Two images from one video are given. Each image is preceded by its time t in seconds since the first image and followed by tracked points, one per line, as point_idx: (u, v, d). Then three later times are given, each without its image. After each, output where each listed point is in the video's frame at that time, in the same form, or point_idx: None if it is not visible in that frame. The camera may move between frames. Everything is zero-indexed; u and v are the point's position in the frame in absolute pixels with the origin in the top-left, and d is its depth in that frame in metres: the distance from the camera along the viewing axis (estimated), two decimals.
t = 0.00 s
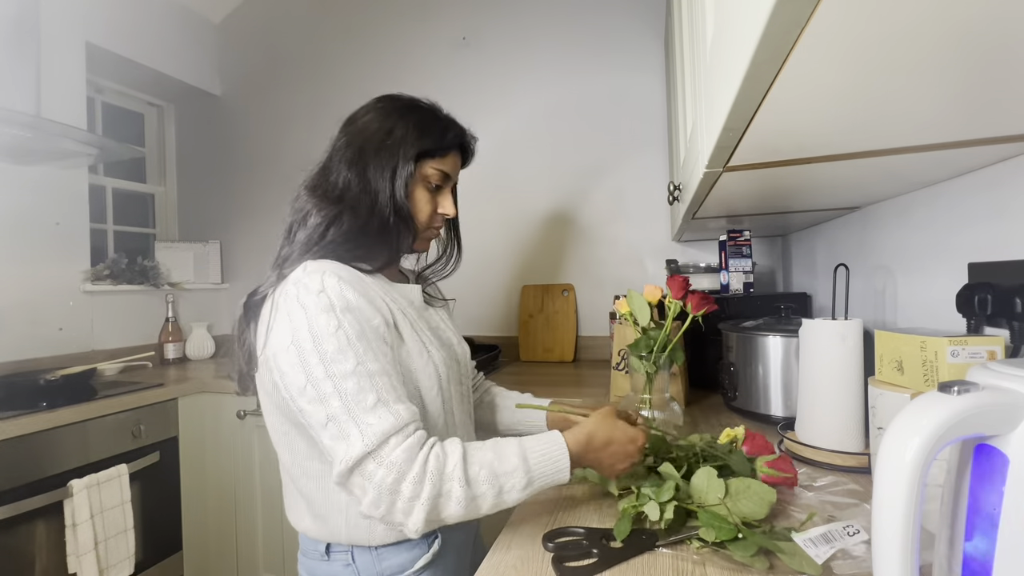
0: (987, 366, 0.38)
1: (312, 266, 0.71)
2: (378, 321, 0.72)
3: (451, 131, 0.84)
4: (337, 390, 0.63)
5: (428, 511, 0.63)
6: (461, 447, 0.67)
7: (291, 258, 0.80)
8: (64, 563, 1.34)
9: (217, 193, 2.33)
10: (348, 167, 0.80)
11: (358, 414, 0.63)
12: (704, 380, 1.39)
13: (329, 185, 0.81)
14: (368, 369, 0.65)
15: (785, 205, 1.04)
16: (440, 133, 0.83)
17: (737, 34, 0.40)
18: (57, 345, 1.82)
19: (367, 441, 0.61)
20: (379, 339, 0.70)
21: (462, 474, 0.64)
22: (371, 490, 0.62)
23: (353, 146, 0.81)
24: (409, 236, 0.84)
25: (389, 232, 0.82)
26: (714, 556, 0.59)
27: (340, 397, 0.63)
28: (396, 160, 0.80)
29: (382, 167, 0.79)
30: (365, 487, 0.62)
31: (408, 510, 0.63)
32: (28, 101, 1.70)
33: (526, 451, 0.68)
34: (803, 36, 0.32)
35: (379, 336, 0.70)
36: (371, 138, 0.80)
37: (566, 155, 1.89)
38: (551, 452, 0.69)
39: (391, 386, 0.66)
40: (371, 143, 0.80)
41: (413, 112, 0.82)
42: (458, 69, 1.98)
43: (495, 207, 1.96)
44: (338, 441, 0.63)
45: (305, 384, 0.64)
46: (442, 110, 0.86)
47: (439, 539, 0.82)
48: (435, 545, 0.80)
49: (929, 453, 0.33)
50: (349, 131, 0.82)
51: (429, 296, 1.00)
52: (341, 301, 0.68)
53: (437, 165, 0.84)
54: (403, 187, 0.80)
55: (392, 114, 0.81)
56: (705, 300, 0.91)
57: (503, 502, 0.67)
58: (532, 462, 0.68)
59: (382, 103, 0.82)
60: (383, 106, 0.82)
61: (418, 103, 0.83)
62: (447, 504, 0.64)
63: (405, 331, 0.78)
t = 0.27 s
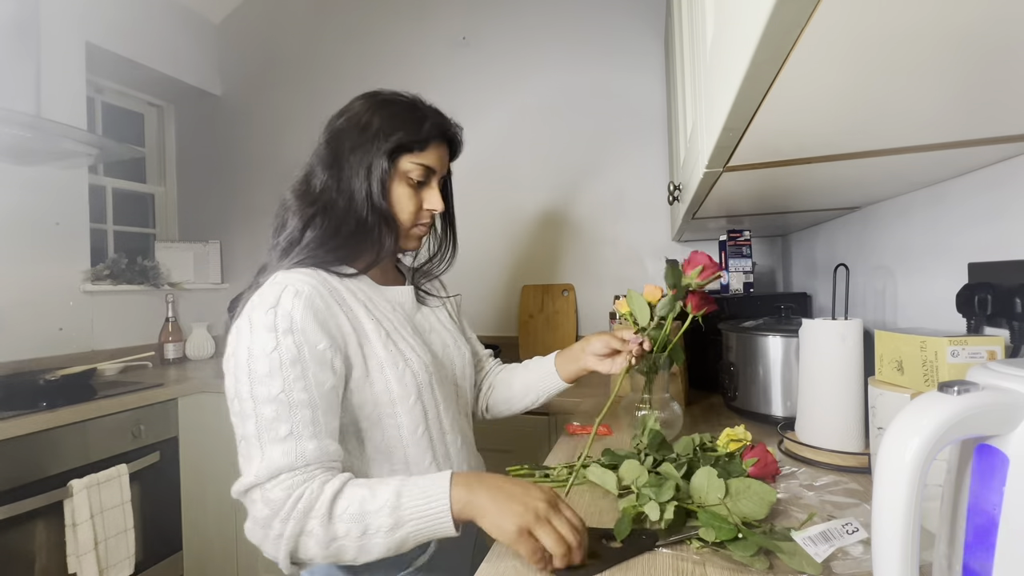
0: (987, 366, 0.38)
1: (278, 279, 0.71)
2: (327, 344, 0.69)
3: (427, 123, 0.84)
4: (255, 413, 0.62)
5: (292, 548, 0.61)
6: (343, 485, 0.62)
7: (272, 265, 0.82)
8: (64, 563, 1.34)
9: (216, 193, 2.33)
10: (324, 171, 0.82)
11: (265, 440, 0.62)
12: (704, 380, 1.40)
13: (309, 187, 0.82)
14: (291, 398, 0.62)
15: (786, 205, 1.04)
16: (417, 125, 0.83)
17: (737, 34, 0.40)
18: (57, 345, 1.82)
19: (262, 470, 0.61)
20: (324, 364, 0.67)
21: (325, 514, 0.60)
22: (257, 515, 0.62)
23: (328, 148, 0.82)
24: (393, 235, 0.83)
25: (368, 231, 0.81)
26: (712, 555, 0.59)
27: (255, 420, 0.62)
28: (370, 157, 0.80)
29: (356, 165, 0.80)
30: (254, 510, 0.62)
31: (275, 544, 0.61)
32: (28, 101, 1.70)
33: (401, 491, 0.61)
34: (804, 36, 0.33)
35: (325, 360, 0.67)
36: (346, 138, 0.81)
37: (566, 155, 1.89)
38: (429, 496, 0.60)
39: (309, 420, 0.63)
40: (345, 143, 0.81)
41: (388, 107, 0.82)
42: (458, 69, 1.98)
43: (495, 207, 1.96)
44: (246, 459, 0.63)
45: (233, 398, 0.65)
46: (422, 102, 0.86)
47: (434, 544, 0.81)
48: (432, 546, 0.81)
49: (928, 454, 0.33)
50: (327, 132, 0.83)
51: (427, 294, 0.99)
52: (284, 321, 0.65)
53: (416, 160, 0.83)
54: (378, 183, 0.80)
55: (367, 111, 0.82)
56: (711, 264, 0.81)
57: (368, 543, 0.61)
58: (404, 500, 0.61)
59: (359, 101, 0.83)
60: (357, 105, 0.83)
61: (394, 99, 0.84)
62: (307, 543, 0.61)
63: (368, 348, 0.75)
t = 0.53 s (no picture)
0: (987, 367, 0.38)
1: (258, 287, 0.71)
2: (306, 355, 0.68)
3: (395, 114, 0.83)
4: (234, 427, 0.65)
5: (289, 549, 0.66)
6: (329, 485, 0.65)
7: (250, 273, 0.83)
8: (64, 563, 1.34)
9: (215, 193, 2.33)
10: (297, 178, 0.83)
11: (246, 454, 0.64)
12: (704, 380, 1.39)
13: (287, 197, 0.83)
14: (268, 414, 0.64)
15: (786, 205, 1.04)
16: (384, 119, 0.82)
17: (738, 34, 0.40)
18: (57, 345, 1.82)
19: (242, 484, 0.64)
20: (302, 377, 0.67)
21: (317, 518, 0.64)
22: (242, 524, 0.66)
23: (300, 155, 0.82)
24: (374, 234, 0.84)
25: (341, 236, 0.82)
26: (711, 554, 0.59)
27: (235, 433, 0.65)
28: (340, 160, 0.80)
29: (326, 169, 0.80)
30: (239, 520, 0.66)
31: (268, 549, 0.66)
32: (28, 101, 1.70)
33: (386, 484, 0.65)
34: (804, 36, 0.32)
35: (303, 373, 0.67)
36: (316, 143, 0.81)
37: (566, 155, 1.89)
38: (413, 479, 0.66)
39: (288, 432, 0.65)
40: (315, 147, 0.81)
41: (355, 104, 0.82)
42: (458, 69, 1.98)
43: (495, 207, 1.96)
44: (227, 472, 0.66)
45: (212, 411, 0.67)
46: (393, 93, 0.86)
47: (431, 540, 0.81)
48: (428, 547, 0.81)
49: (928, 454, 0.33)
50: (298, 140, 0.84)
51: (422, 290, 0.99)
52: (261, 335, 0.66)
53: (390, 159, 0.83)
54: (347, 185, 0.80)
55: (334, 111, 0.81)
56: (656, 242, 0.85)
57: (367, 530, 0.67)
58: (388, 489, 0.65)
59: (325, 102, 0.83)
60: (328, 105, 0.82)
61: (360, 94, 0.83)
62: (306, 541, 0.66)
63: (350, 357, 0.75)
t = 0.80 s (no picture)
0: (987, 367, 0.38)
1: (267, 284, 0.70)
2: (320, 353, 0.69)
3: (406, 107, 0.85)
4: (249, 426, 0.63)
5: (309, 553, 0.65)
6: (354, 490, 0.67)
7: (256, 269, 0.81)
8: (64, 563, 1.34)
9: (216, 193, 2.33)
10: (305, 171, 0.81)
11: (263, 454, 0.63)
12: (704, 380, 1.40)
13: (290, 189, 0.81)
14: (285, 411, 0.64)
15: (786, 205, 1.04)
16: (396, 111, 0.84)
17: (737, 34, 0.40)
18: (57, 345, 1.82)
19: (260, 485, 0.63)
20: (316, 374, 0.67)
21: (344, 521, 0.64)
22: (258, 528, 0.64)
23: (308, 148, 0.81)
24: (386, 222, 0.84)
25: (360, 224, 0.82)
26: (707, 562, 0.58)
27: (249, 433, 0.63)
28: (358, 149, 0.80)
29: (342, 159, 0.80)
30: (254, 523, 0.65)
31: (287, 553, 0.65)
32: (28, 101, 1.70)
33: (411, 488, 0.68)
34: (804, 36, 0.33)
35: (318, 369, 0.68)
36: (325, 135, 0.80)
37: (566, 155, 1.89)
38: (440, 486, 0.68)
39: (305, 431, 0.65)
40: (328, 138, 0.80)
41: (364, 98, 0.83)
42: (458, 69, 1.98)
43: (495, 207, 1.96)
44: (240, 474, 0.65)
45: (225, 410, 0.65)
46: (391, 91, 0.87)
47: (434, 541, 0.82)
48: (433, 548, 0.81)
49: (929, 454, 0.33)
50: (303, 132, 0.83)
51: (422, 291, 0.99)
52: (277, 331, 0.65)
53: (404, 146, 0.84)
54: (367, 174, 0.81)
55: (343, 105, 0.82)
56: (657, 272, 0.95)
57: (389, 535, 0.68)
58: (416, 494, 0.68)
59: (332, 96, 0.83)
60: (334, 99, 0.83)
61: (366, 91, 0.84)
62: (328, 545, 0.66)
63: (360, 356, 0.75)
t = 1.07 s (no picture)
0: (987, 367, 0.38)
1: (300, 281, 0.70)
2: (367, 338, 0.71)
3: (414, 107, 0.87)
4: (325, 421, 0.63)
5: (418, 517, 0.65)
6: (431, 442, 0.68)
7: (275, 269, 0.79)
8: (64, 563, 1.34)
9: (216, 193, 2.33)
10: (323, 166, 0.79)
11: (345, 443, 0.63)
12: (704, 380, 1.39)
13: (306, 184, 0.79)
14: (358, 396, 0.65)
15: (786, 205, 1.04)
16: (409, 111, 0.86)
17: (737, 34, 0.40)
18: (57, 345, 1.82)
19: (354, 472, 0.62)
20: (369, 360, 0.69)
21: (437, 469, 0.65)
22: (361, 517, 0.64)
23: (325, 143, 0.79)
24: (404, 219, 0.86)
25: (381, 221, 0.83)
26: (711, 563, 0.58)
27: (328, 427, 0.63)
28: (378, 147, 0.81)
29: (364, 156, 0.80)
30: (355, 513, 0.64)
31: (403, 523, 0.65)
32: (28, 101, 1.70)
33: (481, 420, 0.70)
34: (804, 36, 0.33)
35: (370, 356, 0.70)
36: (344, 131, 0.79)
37: (565, 155, 1.89)
38: (503, 413, 0.71)
39: (378, 409, 0.66)
40: (346, 135, 0.80)
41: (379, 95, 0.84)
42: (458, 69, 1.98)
43: (495, 207, 1.96)
44: (327, 472, 0.64)
45: (292, 415, 0.64)
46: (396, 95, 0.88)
47: (443, 544, 0.82)
48: (440, 550, 0.82)
49: (929, 454, 0.33)
50: (317, 126, 0.80)
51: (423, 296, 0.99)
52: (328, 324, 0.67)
53: (415, 145, 0.87)
54: (390, 172, 0.82)
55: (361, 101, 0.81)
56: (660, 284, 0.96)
57: (481, 472, 0.68)
58: (487, 420, 0.70)
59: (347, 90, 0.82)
60: (347, 96, 0.82)
61: (377, 90, 0.85)
62: (433, 501, 0.66)
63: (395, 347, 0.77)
